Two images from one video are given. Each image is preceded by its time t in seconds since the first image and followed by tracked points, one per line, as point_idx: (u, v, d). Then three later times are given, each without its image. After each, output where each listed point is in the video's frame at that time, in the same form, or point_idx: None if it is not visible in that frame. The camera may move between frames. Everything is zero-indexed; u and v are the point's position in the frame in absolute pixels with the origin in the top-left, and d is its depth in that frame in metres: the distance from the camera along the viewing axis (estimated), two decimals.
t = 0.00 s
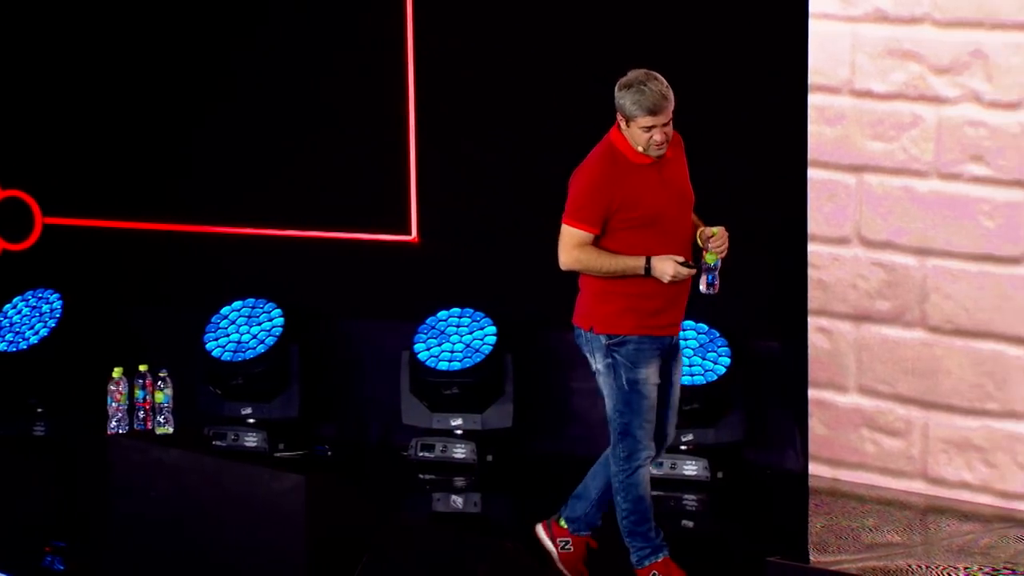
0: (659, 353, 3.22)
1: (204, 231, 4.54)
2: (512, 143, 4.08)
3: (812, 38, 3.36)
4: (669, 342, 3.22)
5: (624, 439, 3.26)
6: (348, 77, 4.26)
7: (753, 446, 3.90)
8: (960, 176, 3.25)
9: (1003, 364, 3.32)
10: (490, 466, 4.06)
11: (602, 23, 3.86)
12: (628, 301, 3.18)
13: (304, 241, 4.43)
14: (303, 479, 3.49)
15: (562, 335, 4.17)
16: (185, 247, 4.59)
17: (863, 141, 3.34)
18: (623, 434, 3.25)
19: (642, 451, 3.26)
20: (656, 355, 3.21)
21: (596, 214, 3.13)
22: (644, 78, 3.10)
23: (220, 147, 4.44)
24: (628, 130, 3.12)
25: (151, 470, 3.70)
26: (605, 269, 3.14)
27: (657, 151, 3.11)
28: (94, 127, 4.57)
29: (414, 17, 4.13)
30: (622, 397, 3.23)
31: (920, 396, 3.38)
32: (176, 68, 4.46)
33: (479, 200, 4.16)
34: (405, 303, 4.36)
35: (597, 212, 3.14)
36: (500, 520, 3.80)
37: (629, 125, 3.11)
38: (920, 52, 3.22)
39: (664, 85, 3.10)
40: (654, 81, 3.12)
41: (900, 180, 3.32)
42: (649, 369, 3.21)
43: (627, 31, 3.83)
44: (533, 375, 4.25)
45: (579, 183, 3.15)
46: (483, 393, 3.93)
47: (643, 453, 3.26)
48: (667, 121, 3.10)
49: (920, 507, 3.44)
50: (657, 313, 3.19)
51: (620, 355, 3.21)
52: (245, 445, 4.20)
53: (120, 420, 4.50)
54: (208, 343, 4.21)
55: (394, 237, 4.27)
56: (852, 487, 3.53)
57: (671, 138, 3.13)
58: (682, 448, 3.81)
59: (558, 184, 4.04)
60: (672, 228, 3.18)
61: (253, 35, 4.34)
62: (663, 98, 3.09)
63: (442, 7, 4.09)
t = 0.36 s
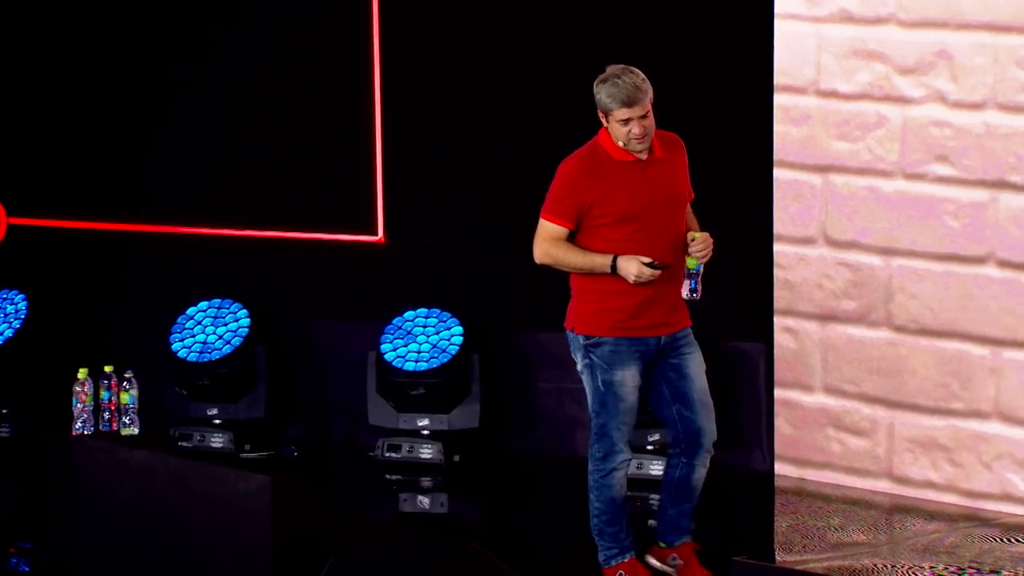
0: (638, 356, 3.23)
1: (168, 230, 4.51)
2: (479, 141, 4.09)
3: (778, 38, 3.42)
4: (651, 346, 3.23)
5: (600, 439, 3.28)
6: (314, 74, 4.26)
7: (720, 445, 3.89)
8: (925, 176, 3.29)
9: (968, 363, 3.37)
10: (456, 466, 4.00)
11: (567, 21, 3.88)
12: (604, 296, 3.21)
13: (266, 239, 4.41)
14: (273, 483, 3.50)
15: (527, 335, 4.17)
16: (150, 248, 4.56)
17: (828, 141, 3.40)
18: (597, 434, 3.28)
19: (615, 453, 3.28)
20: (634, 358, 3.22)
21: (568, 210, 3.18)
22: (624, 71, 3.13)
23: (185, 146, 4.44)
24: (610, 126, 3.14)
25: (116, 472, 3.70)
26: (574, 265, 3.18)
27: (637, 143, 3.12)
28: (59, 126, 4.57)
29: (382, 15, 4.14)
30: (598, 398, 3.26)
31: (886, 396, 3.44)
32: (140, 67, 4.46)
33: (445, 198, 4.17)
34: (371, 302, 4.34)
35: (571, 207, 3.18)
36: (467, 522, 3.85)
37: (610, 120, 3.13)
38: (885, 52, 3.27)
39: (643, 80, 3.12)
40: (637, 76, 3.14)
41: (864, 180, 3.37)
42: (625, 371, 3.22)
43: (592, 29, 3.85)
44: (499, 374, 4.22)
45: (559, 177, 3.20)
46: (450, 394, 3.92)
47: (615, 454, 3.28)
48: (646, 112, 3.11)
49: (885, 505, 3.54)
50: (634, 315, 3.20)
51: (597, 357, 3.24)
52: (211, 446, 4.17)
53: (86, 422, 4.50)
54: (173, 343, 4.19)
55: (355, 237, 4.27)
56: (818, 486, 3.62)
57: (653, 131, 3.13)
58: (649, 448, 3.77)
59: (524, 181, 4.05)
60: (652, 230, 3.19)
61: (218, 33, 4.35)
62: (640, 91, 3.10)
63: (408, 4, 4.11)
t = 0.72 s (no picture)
0: (610, 355, 3.17)
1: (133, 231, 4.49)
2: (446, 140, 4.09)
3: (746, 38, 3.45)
4: (625, 347, 3.16)
5: (573, 432, 3.25)
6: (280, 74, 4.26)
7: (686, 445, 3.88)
8: (890, 176, 3.31)
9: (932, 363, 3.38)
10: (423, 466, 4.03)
11: (536, 19, 3.90)
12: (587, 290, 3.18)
13: (233, 239, 4.40)
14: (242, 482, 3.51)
15: (493, 334, 4.16)
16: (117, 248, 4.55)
17: (794, 141, 3.41)
18: (570, 426, 3.25)
19: (585, 448, 3.24)
20: (605, 356, 3.17)
21: (558, 199, 3.21)
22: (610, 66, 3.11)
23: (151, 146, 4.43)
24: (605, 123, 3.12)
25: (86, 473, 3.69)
26: (554, 261, 3.20)
27: (620, 138, 3.07)
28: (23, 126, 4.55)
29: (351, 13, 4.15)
30: (574, 389, 3.24)
31: (850, 395, 3.48)
32: (107, 67, 4.44)
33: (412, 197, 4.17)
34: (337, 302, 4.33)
35: (559, 200, 3.21)
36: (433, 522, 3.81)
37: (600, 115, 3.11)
38: (849, 52, 3.29)
39: (631, 73, 3.08)
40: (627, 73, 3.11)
41: (829, 180, 3.39)
42: (595, 366, 3.18)
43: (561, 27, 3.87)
44: (465, 374, 4.21)
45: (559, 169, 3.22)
46: (417, 394, 3.92)
47: (585, 449, 3.24)
48: (626, 105, 3.07)
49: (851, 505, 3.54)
50: (608, 311, 3.15)
51: (574, 348, 3.22)
52: (177, 447, 4.15)
53: (50, 423, 4.48)
54: (139, 344, 4.18)
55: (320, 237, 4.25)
56: (784, 485, 3.65)
57: (639, 126, 3.08)
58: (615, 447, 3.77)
59: (490, 180, 4.06)
60: (632, 229, 3.11)
61: (187, 32, 4.34)
62: (621, 82, 3.07)
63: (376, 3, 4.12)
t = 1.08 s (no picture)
0: (588, 350, 3.18)
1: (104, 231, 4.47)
2: (419, 140, 4.10)
3: (718, 39, 3.56)
4: (603, 344, 3.16)
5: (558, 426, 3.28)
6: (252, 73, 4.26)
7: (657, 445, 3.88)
8: (862, 176, 3.42)
9: (904, 363, 3.47)
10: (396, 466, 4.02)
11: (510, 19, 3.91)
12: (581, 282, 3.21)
13: (206, 240, 4.39)
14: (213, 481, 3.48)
15: (465, 334, 4.16)
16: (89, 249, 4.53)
17: (766, 141, 3.51)
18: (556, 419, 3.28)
19: (564, 442, 3.26)
20: (581, 349, 3.19)
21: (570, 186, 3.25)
22: (618, 65, 3.10)
23: (122, 146, 4.40)
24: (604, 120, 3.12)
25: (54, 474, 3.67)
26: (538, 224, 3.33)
27: (604, 136, 3.07)
28: None
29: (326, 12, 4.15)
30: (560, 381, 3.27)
31: (822, 395, 3.56)
32: (78, 66, 4.41)
33: (385, 197, 4.17)
34: (311, 302, 4.32)
35: (571, 188, 3.24)
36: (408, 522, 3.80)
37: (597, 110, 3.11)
38: (821, 52, 3.40)
39: (624, 72, 3.07)
40: (630, 74, 3.09)
41: (802, 180, 3.49)
42: (572, 359, 3.21)
43: (534, 26, 3.88)
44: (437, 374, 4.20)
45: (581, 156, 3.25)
46: (390, 394, 3.92)
47: (564, 443, 3.26)
48: (610, 103, 3.06)
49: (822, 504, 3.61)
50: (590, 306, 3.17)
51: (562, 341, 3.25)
52: (148, 447, 4.16)
53: (22, 424, 4.49)
54: (111, 346, 4.17)
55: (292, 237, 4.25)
56: (757, 485, 3.71)
57: (622, 127, 3.06)
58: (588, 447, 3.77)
59: (463, 179, 4.06)
60: (610, 230, 3.11)
61: (161, 32, 4.33)
62: (608, 79, 3.07)
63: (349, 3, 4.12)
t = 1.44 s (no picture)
0: (560, 348, 3.29)
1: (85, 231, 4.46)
2: (400, 141, 4.10)
3: (699, 40, 3.55)
4: (572, 342, 3.26)
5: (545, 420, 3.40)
6: (232, 73, 4.25)
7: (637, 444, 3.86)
8: (842, 176, 3.43)
9: (886, 363, 3.47)
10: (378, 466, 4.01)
11: (490, 19, 3.91)
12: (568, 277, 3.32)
13: (188, 241, 4.39)
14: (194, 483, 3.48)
15: (446, 335, 4.16)
16: (70, 249, 4.53)
17: (748, 142, 3.52)
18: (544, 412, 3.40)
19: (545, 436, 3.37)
20: (555, 347, 3.31)
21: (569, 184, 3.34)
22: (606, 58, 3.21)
23: (100, 147, 4.39)
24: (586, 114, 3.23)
25: (36, 474, 3.67)
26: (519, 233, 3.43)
27: (572, 122, 3.19)
28: None
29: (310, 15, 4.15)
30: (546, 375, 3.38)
31: (803, 395, 3.55)
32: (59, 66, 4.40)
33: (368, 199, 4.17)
34: (293, 304, 4.33)
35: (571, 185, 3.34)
36: (389, 522, 3.81)
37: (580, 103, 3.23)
38: (801, 52, 3.40)
39: (598, 63, 3.19)
40: (614, 68, 3.19)
41: (783, 180, 3.49)
42: (548, 356, 3.32)
43: (515, 27, 3.88)
44: (417, 374, 4.21)
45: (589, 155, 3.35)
46: (372, 395, 3.92)
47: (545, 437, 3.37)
48: (580, 91, 3.18)
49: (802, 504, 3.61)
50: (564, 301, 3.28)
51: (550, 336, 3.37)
52: (130, 448, 4.15)
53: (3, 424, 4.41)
54: (92, 347, 4.17)
55: (275, 237, 4.23)
56: (738, 485, 3.70)
57: (587, 117, 3.17)
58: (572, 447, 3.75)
59: (446, 180, 4.06)
60: (579, 226, 3.21)
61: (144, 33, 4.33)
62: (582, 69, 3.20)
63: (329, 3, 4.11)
